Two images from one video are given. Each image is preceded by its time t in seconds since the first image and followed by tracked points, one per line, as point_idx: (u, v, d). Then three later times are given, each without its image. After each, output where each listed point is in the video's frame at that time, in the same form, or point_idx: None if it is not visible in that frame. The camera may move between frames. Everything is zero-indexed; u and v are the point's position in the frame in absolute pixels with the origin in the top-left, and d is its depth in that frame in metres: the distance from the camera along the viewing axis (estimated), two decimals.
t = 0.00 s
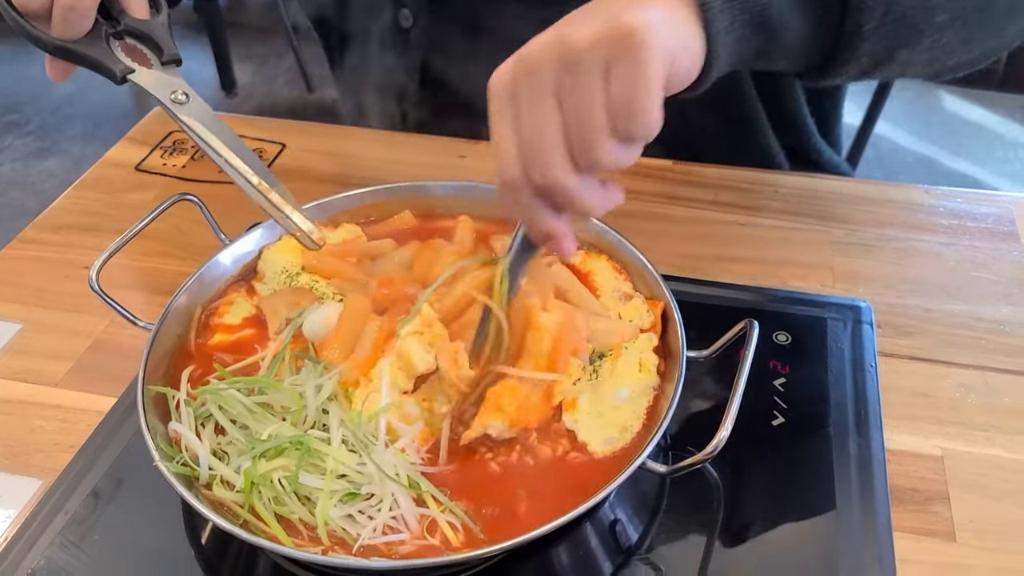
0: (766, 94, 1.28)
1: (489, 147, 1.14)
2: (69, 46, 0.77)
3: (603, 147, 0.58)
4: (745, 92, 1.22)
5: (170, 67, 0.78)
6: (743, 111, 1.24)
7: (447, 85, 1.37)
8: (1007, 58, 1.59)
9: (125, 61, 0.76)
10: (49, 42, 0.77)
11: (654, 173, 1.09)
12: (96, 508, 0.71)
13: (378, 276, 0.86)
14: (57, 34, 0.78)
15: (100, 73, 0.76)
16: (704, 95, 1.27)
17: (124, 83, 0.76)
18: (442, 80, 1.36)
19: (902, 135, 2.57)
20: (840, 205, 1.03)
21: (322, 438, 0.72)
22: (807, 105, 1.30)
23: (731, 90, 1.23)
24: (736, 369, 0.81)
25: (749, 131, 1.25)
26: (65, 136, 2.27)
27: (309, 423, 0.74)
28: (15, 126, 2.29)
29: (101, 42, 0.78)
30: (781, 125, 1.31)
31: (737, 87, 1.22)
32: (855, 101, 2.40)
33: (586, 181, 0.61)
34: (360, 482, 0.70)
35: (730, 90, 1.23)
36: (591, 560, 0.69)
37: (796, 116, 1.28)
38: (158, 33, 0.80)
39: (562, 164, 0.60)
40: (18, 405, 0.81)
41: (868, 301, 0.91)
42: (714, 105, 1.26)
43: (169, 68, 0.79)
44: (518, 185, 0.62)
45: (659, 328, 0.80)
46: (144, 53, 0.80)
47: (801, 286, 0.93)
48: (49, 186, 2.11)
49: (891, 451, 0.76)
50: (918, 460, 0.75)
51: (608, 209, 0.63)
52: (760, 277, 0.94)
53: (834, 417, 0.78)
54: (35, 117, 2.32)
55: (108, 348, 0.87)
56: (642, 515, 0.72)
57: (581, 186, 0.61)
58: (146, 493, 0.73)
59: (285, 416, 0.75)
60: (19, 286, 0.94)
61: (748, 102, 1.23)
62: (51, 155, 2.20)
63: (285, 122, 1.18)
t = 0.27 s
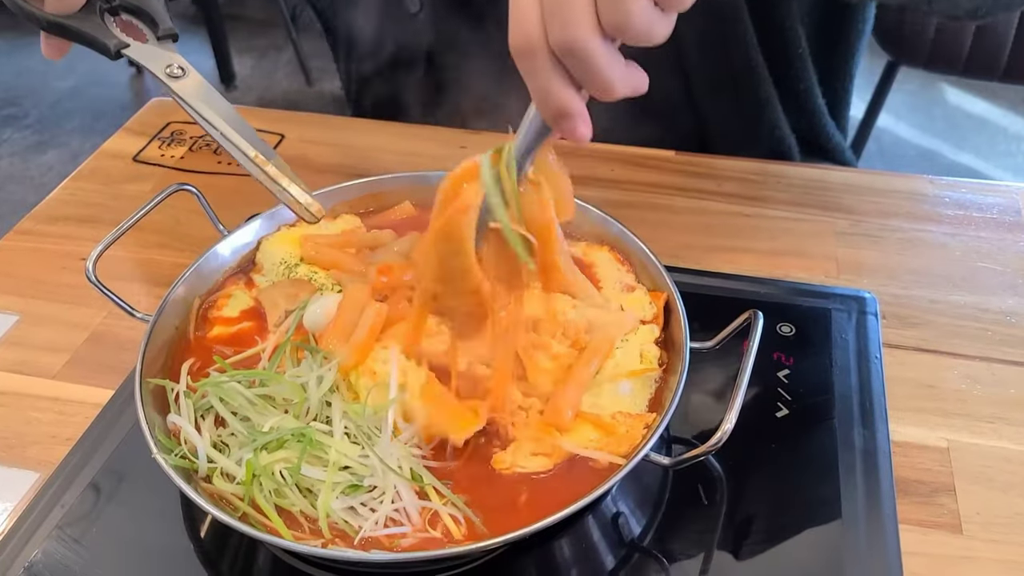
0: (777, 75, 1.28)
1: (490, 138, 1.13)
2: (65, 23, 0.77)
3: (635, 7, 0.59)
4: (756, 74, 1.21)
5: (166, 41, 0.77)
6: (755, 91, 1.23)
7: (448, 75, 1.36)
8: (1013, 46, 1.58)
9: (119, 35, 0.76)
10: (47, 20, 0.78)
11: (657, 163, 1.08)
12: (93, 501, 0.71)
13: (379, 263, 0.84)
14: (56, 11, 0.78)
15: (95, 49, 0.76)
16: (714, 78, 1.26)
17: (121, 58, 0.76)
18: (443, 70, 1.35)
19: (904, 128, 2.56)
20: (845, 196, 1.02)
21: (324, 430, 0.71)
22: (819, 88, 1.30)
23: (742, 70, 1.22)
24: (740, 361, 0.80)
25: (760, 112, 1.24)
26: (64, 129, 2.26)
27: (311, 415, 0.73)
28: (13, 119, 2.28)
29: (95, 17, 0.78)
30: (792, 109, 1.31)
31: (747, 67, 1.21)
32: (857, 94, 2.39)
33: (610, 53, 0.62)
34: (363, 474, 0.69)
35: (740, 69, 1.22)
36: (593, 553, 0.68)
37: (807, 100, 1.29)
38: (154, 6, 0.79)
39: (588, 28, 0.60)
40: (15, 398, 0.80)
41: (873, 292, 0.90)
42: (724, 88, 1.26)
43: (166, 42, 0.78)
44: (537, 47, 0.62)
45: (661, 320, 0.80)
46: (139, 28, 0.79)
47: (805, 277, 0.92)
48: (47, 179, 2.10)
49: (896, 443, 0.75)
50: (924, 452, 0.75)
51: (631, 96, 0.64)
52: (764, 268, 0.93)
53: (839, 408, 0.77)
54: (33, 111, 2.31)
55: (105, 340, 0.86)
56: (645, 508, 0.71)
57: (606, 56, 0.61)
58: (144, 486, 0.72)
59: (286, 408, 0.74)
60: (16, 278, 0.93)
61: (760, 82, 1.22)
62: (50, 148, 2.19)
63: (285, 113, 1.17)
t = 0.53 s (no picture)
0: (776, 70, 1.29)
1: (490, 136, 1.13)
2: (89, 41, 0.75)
3: (612, 108, 0.60)
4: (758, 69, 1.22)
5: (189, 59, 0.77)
6: (756, 87, 1.24)
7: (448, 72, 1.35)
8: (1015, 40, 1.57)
9: (145, 55, 0.75)
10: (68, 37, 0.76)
11: (657, 161, 1.08)
12: (92, 500, 0.71)
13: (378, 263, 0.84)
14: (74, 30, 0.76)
15: (121, 68, 0.75)
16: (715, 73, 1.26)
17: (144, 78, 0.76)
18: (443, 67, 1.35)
19: (904, 126, 2.56)
20: (845, 194, 1.02)
21: (320, 429, 0.71)
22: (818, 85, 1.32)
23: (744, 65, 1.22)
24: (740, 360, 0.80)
25: (761, 108, 1.25)
26: (62, 126, 2.25)
27: (309, 414, 0.73)
28: (13, 117, 2.28)
29: (119, 35, 0.76)
30: (792, 106, 1.32)
31: (749, 64, 1.22)
32: (858, 92, 2.38)
33: (590, 147, 0.61)
34: (359, 475, 0.68)
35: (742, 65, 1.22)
36: (592, 551, 0.68)
37: (807, 97, 1.30)
38: (177, 24, 0.79)
39: (568, 124, 0.61)
40: (14, 395, 0.80)
41: (873, 291, 0.90)
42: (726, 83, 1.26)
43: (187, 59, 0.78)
44: (521, 147, 0.62)
45: (661, 318, 0.80)
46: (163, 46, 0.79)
47: (806, 275, 0.92)
48: (46, 176, 2.09)
49: (896, 442, 0.75)
50: (924, 451, 0.74)
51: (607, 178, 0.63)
52: (764, 266, 0.93)
53: (839, 407, 0.77)
54: (32, 108, 2.31)
55: (104, 338, 0.86)
56: (645, 507, 0.71)
57: (587, 152, 0.61)
58: (143, 485, 0.72)
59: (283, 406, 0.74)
60: (15, 276, 0.93)
61: (760, 78, 1.23)
62: (48, 145, 2.19)
63: (284, 110, 1.17)
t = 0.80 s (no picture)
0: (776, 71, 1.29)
1: (490, 135, 1.13)
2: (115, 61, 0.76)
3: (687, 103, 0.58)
4: (758, 71, 1.22)
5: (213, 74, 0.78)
6: (755, 87, 1.24)
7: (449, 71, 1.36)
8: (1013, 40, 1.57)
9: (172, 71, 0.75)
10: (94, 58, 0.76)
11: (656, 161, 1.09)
12: (96, 498, 0.71)
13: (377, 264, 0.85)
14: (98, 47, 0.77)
15: (148, 84, 0.75)
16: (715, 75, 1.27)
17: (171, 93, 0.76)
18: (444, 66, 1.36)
19: (904, 123, 2.56)
20: (844, 194, 1.03)
21: (322, 429, 0.72)
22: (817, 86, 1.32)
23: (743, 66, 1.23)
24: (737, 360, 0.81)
25: (760, 108, 1.25)
26: (63, 123, 2.26)
27: (310, 414, 0.73)
28: (13, 113, 2.28)
29: (144, 52, 0.77)
30: (791, 107, 1.33)
31: (749, 64, 1.22)
32: (857, 90, 2.39)
33: (657, 140, 0.61)
34: (359, 474, 0.69)
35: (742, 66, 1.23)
36: (592, 549, 0.69)
37: (806, 99, 1.31)
38: (200, 38, 0.79)
39: (637, 126, 0.60)
40: (19, 394, 0.81)
41: (871, 291, 0.91)
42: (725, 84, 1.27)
43: (213, 73, 0.78)
44: (589, 151, 0.62)
45: (660, 318, 0.80)
46: (189, 60, 0.79)
47: (804, 275, 0.93)
48: (47, 174, 2.10)
49: (893, 440, 0.76)
50: (920, 450, 0.75)
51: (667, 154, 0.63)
52: (762, 266, 0.94)
53: (837, 406, 0.78)
54: (32, 105, 2.31)
55: (108, 337, 0.86)
56: (644, 505, 0.72)
57: (656, 149, 0.61)
58: (148, 483, 0.73)
59: (285, 405, 0.74)
60: (20, 275, 0.94)
61: (759, 79, 1.24)
62: (49, 142, 2.19)
63: (286, 110, 1.18)
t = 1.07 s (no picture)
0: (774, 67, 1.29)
1: (489, 133, 1.13)
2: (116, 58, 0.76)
3: (612, 119, 0.64)
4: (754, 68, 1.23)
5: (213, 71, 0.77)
6: (753, 85, 1.25)
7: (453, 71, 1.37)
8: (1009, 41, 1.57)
9: (172, 68, 0.75)
10: (95, 56, 0.77)
11: (655, 159, 1.09)
12: (96, 495, 0.72)
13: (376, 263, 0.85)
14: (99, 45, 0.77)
15: (149, 82, 0.76)
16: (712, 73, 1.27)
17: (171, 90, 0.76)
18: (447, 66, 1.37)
19: (902, 120, 2.57)
20: (841, 191, 1.03)
21: (319, 425, 0.72)
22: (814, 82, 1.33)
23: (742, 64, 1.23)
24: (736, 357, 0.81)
25: (758, 107, 1.26)
26: (62, 121, 2.26)
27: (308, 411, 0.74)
28: (12, 111, 2.28)
29: (144, 49, 0.77)
30: (789, 103, 1.34)
31: (748, 61, 1.23)
32: (856, 86, 2.39)
33: (593, 157, 0.67)
34: (356, 471, 0.69)
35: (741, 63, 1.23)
36: (591, 546, 0.69)
37: (804, 95, 1.32)
38: (200, 36, 0.79)
39: (570, 141, 0.66)
40: (19, 392, 0.81)
41: (869, 288, 0.91)
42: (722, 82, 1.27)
43: (214, 71, 0.78)
44: (530, 165, 0.68)
45: (658, 315, 0.80)
46: (190, 59, 0.80)
47: (802, 272, 0.93)
48: (46, 172, 2.10)
49: (890, 437, 0.76)
50: (917, 446, 0.75)
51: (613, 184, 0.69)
52: (760, 263, 0.94)
53: (834, 403, 0.78)
54: (31, 104, 2.31)
55: (108, 335, 0.87)
56: (642, 502, 0.72)
57: (591, 165, 0.67)
58: (147, 480, 0.73)
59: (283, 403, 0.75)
60: (19, 273, 0.94)
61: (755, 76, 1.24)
62: (48, 140, 2.19)
63: (285, 108, 1.18)
